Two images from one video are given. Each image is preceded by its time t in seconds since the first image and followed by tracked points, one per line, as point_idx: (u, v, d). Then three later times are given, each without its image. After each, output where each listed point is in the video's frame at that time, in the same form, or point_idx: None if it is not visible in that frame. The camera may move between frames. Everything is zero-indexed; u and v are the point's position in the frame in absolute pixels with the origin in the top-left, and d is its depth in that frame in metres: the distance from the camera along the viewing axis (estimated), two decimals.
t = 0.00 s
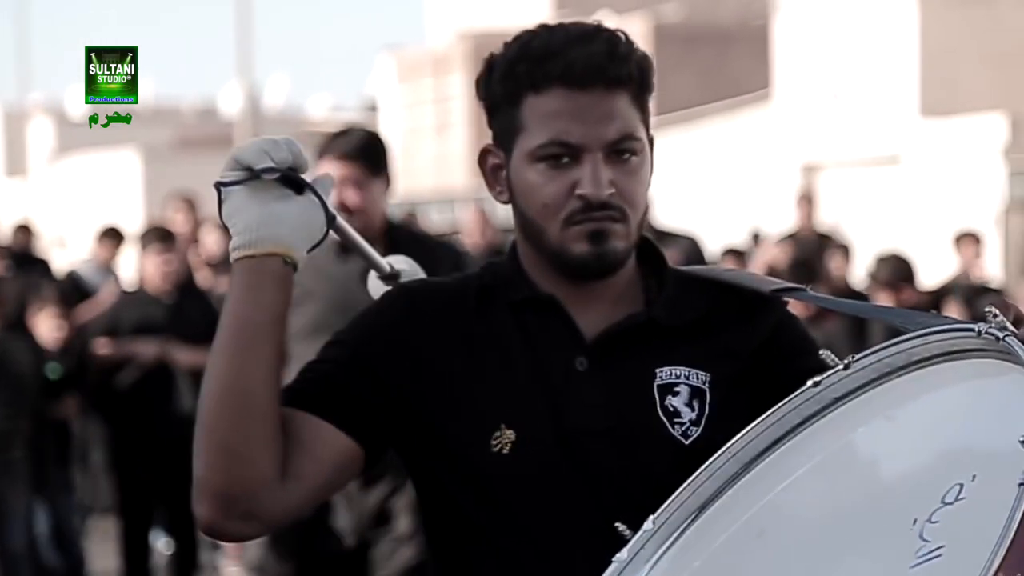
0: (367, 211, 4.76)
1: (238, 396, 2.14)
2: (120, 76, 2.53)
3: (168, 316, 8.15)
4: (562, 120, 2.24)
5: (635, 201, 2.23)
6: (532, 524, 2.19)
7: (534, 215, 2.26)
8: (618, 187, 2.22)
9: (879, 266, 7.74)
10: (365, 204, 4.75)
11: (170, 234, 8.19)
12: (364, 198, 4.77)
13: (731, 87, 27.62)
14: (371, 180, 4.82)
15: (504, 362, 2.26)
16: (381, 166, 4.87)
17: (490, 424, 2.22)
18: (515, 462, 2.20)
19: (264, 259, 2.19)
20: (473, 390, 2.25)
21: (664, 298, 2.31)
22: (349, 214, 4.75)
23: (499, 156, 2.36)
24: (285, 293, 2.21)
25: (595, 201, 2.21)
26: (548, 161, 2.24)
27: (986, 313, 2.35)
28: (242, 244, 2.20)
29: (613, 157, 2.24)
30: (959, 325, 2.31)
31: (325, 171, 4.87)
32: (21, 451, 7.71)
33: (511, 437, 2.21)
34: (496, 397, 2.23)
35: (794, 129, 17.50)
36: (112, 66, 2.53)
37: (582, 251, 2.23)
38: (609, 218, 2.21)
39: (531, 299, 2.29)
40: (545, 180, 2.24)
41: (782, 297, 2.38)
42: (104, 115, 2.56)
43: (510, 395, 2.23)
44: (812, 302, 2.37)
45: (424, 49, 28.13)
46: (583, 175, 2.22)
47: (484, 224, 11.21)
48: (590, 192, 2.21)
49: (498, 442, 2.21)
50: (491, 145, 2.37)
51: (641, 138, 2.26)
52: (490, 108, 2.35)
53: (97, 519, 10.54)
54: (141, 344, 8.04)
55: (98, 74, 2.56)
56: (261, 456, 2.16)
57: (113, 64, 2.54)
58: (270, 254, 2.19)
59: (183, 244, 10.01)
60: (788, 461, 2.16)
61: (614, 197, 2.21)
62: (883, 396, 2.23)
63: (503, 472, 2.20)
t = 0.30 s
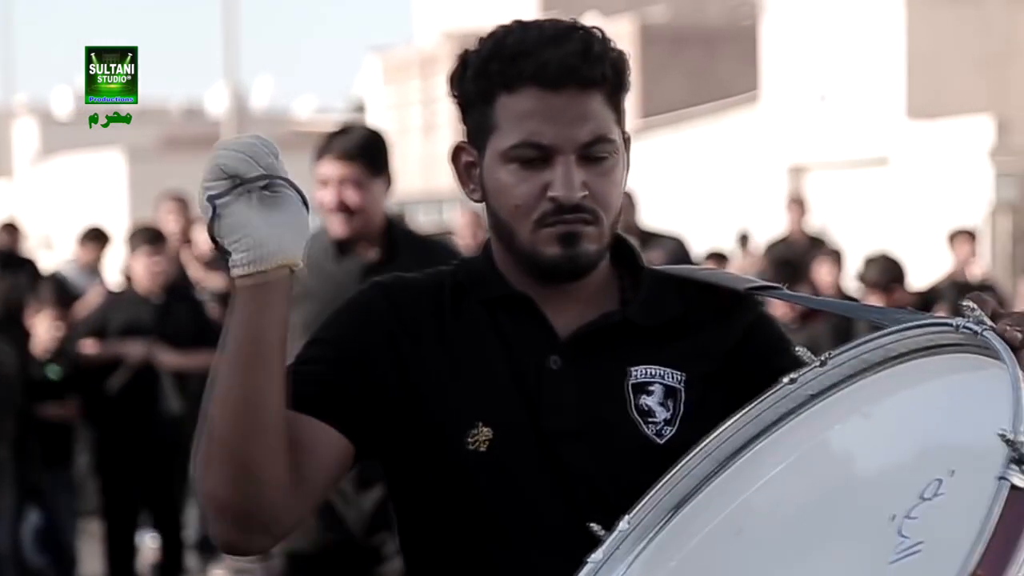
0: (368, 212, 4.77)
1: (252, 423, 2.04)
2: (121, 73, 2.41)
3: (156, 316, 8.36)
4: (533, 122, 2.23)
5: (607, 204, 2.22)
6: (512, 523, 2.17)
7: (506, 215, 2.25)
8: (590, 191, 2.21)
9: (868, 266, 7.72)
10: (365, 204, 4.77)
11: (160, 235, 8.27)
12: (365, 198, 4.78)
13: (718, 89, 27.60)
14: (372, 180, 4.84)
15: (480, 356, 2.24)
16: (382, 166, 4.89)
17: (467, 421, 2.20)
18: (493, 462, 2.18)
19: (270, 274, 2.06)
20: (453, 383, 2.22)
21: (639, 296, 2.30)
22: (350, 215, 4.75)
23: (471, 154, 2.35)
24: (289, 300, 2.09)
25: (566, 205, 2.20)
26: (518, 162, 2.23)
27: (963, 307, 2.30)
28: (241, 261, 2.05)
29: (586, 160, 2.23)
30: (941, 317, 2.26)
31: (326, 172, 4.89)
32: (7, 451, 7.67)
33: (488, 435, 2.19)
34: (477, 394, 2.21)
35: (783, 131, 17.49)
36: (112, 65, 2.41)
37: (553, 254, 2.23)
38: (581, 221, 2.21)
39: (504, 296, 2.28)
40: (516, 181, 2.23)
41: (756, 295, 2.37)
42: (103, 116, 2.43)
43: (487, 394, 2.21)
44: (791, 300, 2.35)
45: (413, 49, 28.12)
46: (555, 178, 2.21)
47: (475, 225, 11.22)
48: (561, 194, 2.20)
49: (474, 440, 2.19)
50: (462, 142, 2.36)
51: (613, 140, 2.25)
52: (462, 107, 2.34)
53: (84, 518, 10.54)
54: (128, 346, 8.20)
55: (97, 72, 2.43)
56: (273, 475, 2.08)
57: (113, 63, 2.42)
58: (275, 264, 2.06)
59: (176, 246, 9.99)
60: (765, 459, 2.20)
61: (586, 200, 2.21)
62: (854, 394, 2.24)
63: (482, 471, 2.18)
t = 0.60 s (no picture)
0: (373, 215, 4.74)
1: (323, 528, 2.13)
2: (122, 75, 2.50)
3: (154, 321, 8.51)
4: (519, 131, 2.26)
5: (592, 215, 2.26)
6: (498, 529, 2.19)
7: (490, 225, 2.28)
8: (575, 202, 2.24)
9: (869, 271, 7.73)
10: (371, 206, 4.75)
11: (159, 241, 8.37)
12: (370, 201, 4.76)
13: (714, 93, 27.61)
14: (377, 183, 4.83)
15: (466, 359, 2.27)
16: (386, 169, 4.88)
17: (451, 424, 2.22)
18: (479, 467, 2.21)
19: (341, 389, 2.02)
20: (441, 384, 2.24)
21: (622, 302, 2.34)
22: (356, 218, 4.73)
23: (454, 159, 2.38)
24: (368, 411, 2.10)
25: (551, 215, 2.23)
26: (505, 171, 2.26)
27: (942, 307, 2.36)
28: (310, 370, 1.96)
29: (571, 169, 2.26)
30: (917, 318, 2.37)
31: (331, 175, 4.87)
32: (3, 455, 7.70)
33: (475, 438, 2.22)
34: (463, 398, 2.24)
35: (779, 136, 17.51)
36: (111, 64, 2.51)
37: (537, 264, 2.26)
38: (566, 231, 2.25)
39: (487, 300, 2.30)
40: (502, 190, 2.26)
41: (738, 299, 2.40)
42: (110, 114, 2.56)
43: (470, 393, 2.24)
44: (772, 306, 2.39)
45: (411, 52, 28.12)
46: (541, 188, 2.24)
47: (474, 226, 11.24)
48: (547, 205, 2.23)
49: (460, 444, 2.22)
50: (447, 148, 2.39)
51: (599, 150, 2.28)
52: (447, 112, 2.37)
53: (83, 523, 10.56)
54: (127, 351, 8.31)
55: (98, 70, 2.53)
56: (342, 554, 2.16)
57: (112, 63, 2.51)
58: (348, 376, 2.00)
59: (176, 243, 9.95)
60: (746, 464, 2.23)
61: (572, 211, 2.24)
62: (839, 393, 2.31)
63: (468, 474, 2.20)
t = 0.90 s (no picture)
0: (396, 221, 4.76)
1: None
2: (121, 76, 3.15)
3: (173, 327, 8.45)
4: (528, 144, 2.29)
5: (600, 228, 2.30)
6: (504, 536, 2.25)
7: (497, 237, 2.33)
8: (584, 215, 2.28)
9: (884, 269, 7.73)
10: (393, 209, 4.77)
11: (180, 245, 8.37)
12: (392, 205, 4.79)
13: (728, 98, 27.68)
14: (399, 187, 4.86)
15: (474, 370, 2.31)
16: (408, 175, 4.92)
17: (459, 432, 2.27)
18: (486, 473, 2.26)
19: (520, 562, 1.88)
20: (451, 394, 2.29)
21: (627, 309, 2.39)
22: (378, 224, 4.76)
23: (461, 168, 2.43)
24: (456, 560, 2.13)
25: (559, 229, 2.28)
26: (513, 184, 2.30)
27: (941, 309, 2.45)
28: None
29: (580, 181, 2.29)
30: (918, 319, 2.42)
31: (354, 181, 4.92)
32: (19, 460, 7.83)
33: (482, 447, 2.27)
34: (470, 408, 2.29)
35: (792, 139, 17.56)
36: (111, 64, 3.15)
37: (547, 277, 2.31)
38: (574, 245, 2.29)
39: (495, 306, 2.35)
40: (510, 204, 2.30)
41: (741, 303, 2.45)
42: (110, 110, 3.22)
43: (476, 403, 2.29)
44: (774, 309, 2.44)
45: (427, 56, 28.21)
46: (549, 202, 2.28)
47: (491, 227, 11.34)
48: (555, 220, 2.27)
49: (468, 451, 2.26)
50: (453, 158, 2.43)
51: (607, 161, 2.32)
52: (452, 121, 2.41)
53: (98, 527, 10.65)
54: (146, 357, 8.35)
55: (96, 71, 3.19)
56: None
57: (111, 61, 3.16)
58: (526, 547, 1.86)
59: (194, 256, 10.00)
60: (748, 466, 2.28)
61: (580, 224, 2.28)
62: (838, 395, 2.36)
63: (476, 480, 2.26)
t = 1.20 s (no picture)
0: (406, 225, 4.80)
1: None
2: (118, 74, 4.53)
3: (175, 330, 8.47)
4: (528, 155, 2.29)
5: (598, 235, 2.31)
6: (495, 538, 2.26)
7: (496, 246, 2.34)
8: (583, 225, 2.29)
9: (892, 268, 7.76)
10: (402, 217, 4.80)
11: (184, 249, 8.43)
12: (402, 211, 4.81)
13: (734, 100, 27.69)
14: (410, 192, 4.88)
15: (468, 371, 2.33)
16: (419, 179, 4.94)
17: (453, 432, 2.28)
18: (481, 473, 2.27)
19: None
20: (445, 396, 2.30)
21: (624, 310, 2.40)
22: (389, 228, 4.79)
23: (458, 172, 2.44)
24: None
25: (558, 240, 2.29)
26: (509, 195, 2.30)
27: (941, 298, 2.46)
28: None
29: (578, 192, 2.30)
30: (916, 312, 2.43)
31: (365, 186, 4.93)
32: (23, 462, 7.88)
33: (476, 447, 2.28)
34: (465, 409, 2.30)
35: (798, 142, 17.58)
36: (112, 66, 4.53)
37: (546, 286, 2.32)
38: (573, 254, 2.30)
39: (491, 307, 2.37)
40: (509, 214, 2.30)
41: (735, 302, 2.47)
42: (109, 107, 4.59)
43: (474, 404, 2.30)
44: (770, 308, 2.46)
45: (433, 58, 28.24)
46: (548, 211, 2.28)
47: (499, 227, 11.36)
48: (554, 231, 2.28)
49: (462, 452, 2.27)
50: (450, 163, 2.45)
51: (607, 168, 2.32)
52: (450, 129, 2.42)
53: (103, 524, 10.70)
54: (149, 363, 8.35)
55: (98, 73, 4.56)
56: None
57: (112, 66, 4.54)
58: None
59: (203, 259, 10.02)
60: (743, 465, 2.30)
61: (579, 234, 2.29)
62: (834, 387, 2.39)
63: (471, 481, 2.27)
